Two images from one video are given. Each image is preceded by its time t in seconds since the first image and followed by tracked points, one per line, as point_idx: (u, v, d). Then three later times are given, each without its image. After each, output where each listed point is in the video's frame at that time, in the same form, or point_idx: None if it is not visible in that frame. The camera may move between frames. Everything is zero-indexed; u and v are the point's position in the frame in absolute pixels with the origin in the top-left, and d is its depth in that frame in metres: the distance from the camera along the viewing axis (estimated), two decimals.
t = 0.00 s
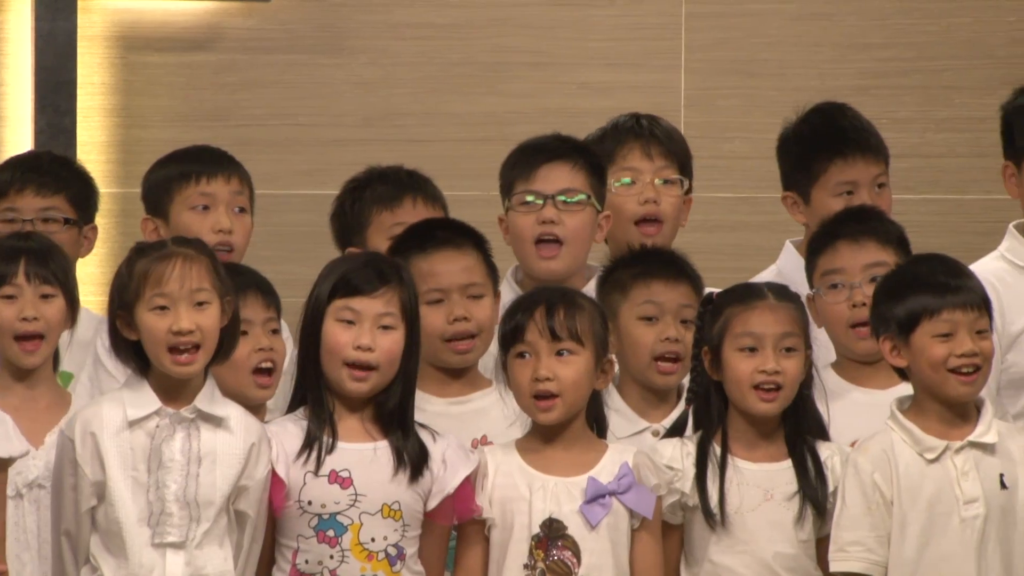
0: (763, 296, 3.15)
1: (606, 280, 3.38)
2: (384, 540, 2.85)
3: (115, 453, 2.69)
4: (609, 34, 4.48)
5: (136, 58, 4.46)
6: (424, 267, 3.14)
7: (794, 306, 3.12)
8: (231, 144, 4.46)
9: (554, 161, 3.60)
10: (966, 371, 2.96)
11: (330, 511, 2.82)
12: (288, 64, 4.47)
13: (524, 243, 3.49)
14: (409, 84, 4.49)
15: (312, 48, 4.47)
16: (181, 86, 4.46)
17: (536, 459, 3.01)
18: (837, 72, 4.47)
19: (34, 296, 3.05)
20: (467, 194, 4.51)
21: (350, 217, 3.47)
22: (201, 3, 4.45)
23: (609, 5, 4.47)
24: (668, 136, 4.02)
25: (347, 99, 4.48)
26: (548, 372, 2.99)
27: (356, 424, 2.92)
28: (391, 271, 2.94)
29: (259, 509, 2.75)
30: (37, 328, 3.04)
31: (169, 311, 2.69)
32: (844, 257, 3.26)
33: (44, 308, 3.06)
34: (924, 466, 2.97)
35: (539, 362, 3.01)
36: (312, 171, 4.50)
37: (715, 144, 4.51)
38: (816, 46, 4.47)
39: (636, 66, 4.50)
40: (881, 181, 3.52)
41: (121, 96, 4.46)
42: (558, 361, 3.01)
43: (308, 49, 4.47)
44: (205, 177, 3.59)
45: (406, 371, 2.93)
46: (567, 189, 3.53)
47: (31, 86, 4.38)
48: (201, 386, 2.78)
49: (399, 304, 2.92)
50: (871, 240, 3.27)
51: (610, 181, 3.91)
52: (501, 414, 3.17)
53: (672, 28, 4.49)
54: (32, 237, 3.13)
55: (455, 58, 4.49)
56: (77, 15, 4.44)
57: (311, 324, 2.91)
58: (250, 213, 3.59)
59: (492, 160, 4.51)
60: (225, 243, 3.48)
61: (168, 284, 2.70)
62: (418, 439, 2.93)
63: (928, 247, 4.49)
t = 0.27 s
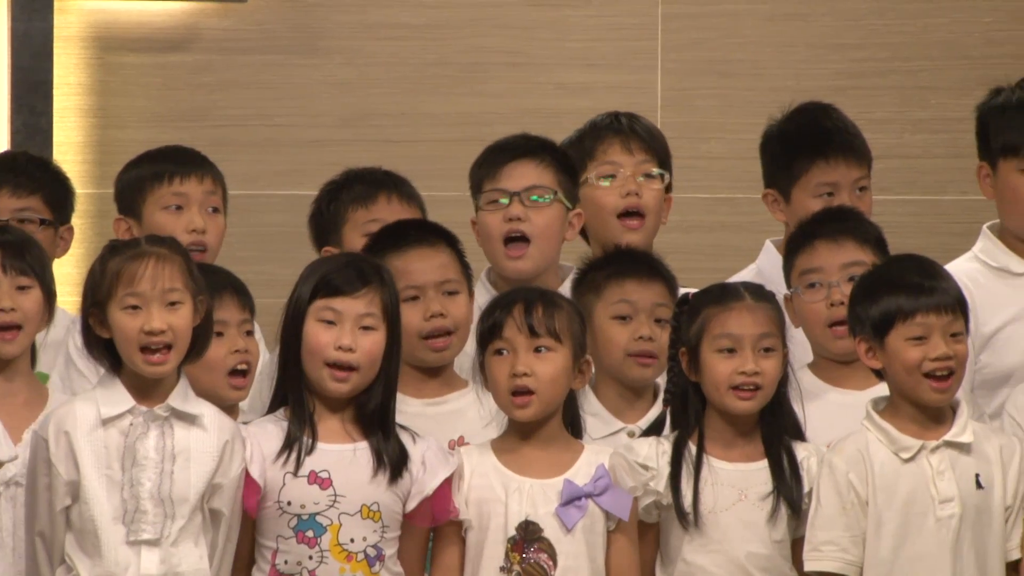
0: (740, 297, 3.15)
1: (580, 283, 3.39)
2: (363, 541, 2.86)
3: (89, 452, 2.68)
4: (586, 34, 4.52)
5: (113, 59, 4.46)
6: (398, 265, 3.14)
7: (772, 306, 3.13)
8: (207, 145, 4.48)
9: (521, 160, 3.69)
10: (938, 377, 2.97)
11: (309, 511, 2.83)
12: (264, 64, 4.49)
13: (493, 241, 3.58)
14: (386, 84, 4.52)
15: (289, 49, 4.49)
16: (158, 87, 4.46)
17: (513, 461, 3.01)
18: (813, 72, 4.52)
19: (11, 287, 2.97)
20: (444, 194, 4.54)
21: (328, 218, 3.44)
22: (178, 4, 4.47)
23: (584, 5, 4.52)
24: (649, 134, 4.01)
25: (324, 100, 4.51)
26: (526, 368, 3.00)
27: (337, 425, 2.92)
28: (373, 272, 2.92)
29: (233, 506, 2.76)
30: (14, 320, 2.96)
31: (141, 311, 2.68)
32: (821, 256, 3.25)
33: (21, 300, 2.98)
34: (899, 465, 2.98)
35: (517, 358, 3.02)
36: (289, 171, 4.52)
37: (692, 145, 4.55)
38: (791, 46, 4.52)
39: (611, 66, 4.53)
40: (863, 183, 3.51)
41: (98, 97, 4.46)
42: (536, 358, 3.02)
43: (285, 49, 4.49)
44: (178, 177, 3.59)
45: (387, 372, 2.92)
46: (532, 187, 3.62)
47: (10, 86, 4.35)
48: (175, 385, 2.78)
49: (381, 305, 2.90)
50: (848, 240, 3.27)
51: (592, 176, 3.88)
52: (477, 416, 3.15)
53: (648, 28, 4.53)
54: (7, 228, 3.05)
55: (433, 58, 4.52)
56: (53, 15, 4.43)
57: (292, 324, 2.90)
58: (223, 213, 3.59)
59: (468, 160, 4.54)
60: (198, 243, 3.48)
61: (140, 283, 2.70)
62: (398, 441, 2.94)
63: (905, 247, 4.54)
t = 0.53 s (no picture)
0: (713, 296, 3.16)
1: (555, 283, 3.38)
2: (337, 541, 2.82)
3: (53, 452, 2.70)
4: (560, 34, 4.54)
5: (86, 58, 4.46)
6: (368, 260, 3.16)
7: (746, 306, 3.13)
8: (181, 144, 4.47)
9: (491, 158, 3.70)
10: (910, 377, 2.98)
11: (283, 511, 2.79)
12: (237, 64, 4.49)
13: (465, 241, 3.58)
14: (359, 84, 4.53)
15: (262, 49, 4.49)
16: (131, 87, 4.46)
17: (485, 462, 3.01)
18: (787, 72, 4.53)
19: None
20: (416, 194, 4.55)
21: (297, 218, 3.45)
22: (151, 4, 4.47)
23: (558, 5, 4.53)
24: (632, 134, 4.00)
25: (297, 100, 4.51)
26: (499, 365, 3.00)
27: (309, 425, 2.89)
28: (347, 273, 2.91)
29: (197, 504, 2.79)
30: None
31: (101, 311, 2.68)
32: (795, 255, 3.26)
33: None
34: (872, 464, 2.99)
35: (491, 355, 3.02)
36: (263, 171, 4.51)
37: (666, 146, 4.56)
38: (765, 46, 4.53)
39: (585, 66, 4.54)
40: (839, 183, 3.50)
41: (71, 97, 4.46)
42: (509, 356, 3.02)
43: (259, 49, 4.49)
44: (148, 173, 3.59)
45: (361, 372, 2.90)
46: (503, 185, 3.62)
47: None
48: (137, 383, 2.80)
49: (354, 305, 2.89)
50: (821, 238, 3.27)
51: (574, 173, 3.87)
52: (449, 415, 3.17)
53: (622, 28, 4.54)
54: None
55: (407, 58, 4.53)
56: (26, 15, 4.44)
57: (265, 324, 2.88)
58: (193, 209, 3.59)
59: (442, 160, 4.54)
60: (167, 238, 3.48)
61: (100, 282, 2.70)
62: (373, 442, 2.90)
63: (878, 246, 4.55)
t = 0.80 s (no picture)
0: (688, 296, 3.17)
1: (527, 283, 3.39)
2: (310, 541, 2.82)
3: (15, 453, 2.71)
4: (536, 33, 4.54)
5: (62, 58, 4.48)
6: (338, 254, 3.19)
7: (719, 306, 3.14)
8: (156, 145, 4.48)
9: (463, 159, 3.72)
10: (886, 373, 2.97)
11: (256, 511, 2.79)
12: (214, 64, 4.51)
13: (437, 243, 3.60)
14: (335, 84, 4.53)
15: (238, 49, 4.50)
16: (107, 87, 4.48)
17: (461, 463, 3.01)
18: (762, 74, 4.52)
19: None
20: (393, 195, 4.55)
21: (267, 220, 3.47)
22: (127, 3, 4.48)
23: (535, 5, 4.54)
24: (622, 133, 3.95)
25: (273, 100, 4.52)
26: (473, 368, 3.00)
27: (281, 424, 2.89)
28: (317, 273, 2.91)
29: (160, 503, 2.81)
30: None
31: (62, 310, 2.68)
32: (768, 257, 3.27)
33: None
34: (846, 464, 2.99)
35: (465, 358, 3.02)
36: (239, 171, 4.52)
37: (642, 146, 4.57)
38: (740, 46, 4.53)
39: (560, 65, 4.55)
40: (813, 188, 3.52)
41: (47, 96, 4.48)
42: (484, 359, 3.02)
43: (234, 49, 4.50)
44: (123, 171, 3.60)
45: (331, 373, 2.91)
46: (473, 186, 3.64)
47: None
48: (99, 382, 2.81)
49: (323, 304, 2.89)
50: (792, 238, 3.28)
51: (560, 169, 3.84)
52: (422, 414, 3.18)
53: (597, 27, 4.54)
54: None
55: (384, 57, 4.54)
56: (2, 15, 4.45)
57: (236, 324, 2.88)
58: (169, 207, 3.61)
59: (419, 160, 4.54)
60: (145, 235, 3.50)
61: (61, 282, 2.69)
62: (345, 441, 2.90)
63: (856, 246, 4.55)
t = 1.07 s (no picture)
0: (659, 297, 3.19)
1: (498, 282, 3.41)
2: (281, 541, 2.82)
3: None
4: (509, 34, 4.55)
5: (36, 58, 4.50)
6: (310, 258, 3.24)
7: (690, 307, 3.16)
8: (129, 146, 4.49)
9: (440, 160, 3.64)
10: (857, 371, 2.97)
11: (226, 512, 2.79)
12: (186, 64, 4.51)
13: (416, 243, 3.52)
14: (307, 84, 4.54)
15: (211, 49, 4.51)
16: (79, 87, 4.49)
17: (433, 464, 3.02)
18: (735, 73, 4.52)
19: None
20: (366, 195, 4.54)
21: (241, 219, 3.49)
22: (100, 4, 4.51)
23: (508, 6, 4.56)
24: (609, 134, 3.90)
25: (246, 101, 4.52)
26: (446, 372, 3.01)
27: (251, 425, 2.89)
28: (286, 273, 2.92)
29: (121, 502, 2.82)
30: None
31: (21, 311, 2.67)
32: (739, 258, 3.27)
33: None
34: (816, 464, 2.98)
35: (437, 362, 3.02)
36: (211, 172, 4.52)
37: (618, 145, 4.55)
38: (713, 46, 4.53)
39: (532, 66, 4.56)
40: (786, 187, 3.54)
41: (20, 97, 4.50)
42: (456, 362, 3.03)
43: (207, 49, 4.51)
44: (90, 172, 3.60)
45: (300, 374, 2.92)
46: (451, 186, 3.56)
47: None
48: (58, 384, 2.80)
49: (292, 305, 2.90)
50: (765, 240, 3.28)
51: (549, 167, 3.78)
52: (388, 413, 3.24)
53: (570, 28, 4.55)
54: None
55: (356, 58, 4.54)
56: None
57: (205, 325, 2.89)
58: (136, 207, 3.63)
59: (392, 161, 4.55)
60: (113, 236, 3.51)
61: (21, 282, 2.68)
62: (314, 442, 2.91)
63: (832, 246, 4.53)
